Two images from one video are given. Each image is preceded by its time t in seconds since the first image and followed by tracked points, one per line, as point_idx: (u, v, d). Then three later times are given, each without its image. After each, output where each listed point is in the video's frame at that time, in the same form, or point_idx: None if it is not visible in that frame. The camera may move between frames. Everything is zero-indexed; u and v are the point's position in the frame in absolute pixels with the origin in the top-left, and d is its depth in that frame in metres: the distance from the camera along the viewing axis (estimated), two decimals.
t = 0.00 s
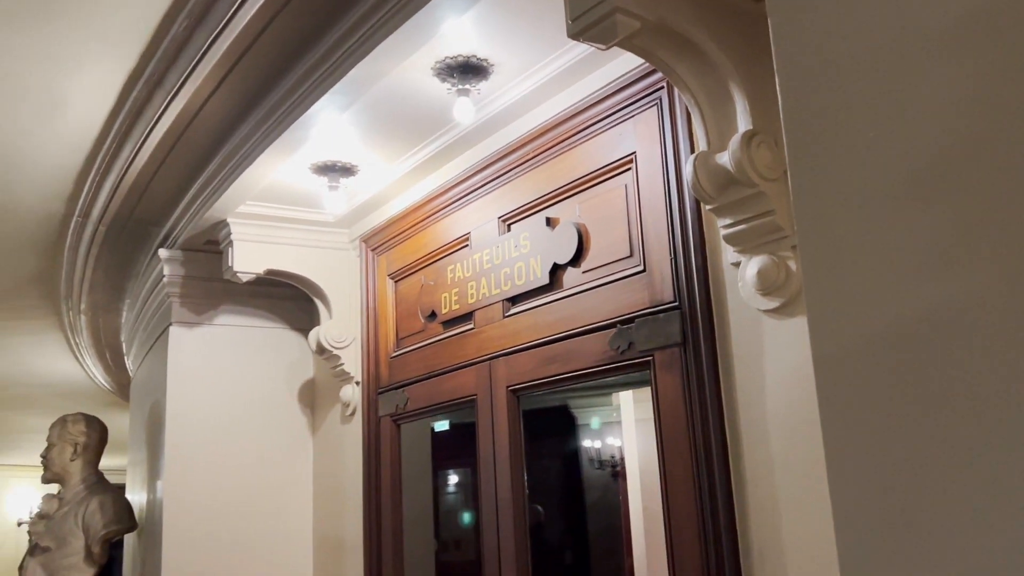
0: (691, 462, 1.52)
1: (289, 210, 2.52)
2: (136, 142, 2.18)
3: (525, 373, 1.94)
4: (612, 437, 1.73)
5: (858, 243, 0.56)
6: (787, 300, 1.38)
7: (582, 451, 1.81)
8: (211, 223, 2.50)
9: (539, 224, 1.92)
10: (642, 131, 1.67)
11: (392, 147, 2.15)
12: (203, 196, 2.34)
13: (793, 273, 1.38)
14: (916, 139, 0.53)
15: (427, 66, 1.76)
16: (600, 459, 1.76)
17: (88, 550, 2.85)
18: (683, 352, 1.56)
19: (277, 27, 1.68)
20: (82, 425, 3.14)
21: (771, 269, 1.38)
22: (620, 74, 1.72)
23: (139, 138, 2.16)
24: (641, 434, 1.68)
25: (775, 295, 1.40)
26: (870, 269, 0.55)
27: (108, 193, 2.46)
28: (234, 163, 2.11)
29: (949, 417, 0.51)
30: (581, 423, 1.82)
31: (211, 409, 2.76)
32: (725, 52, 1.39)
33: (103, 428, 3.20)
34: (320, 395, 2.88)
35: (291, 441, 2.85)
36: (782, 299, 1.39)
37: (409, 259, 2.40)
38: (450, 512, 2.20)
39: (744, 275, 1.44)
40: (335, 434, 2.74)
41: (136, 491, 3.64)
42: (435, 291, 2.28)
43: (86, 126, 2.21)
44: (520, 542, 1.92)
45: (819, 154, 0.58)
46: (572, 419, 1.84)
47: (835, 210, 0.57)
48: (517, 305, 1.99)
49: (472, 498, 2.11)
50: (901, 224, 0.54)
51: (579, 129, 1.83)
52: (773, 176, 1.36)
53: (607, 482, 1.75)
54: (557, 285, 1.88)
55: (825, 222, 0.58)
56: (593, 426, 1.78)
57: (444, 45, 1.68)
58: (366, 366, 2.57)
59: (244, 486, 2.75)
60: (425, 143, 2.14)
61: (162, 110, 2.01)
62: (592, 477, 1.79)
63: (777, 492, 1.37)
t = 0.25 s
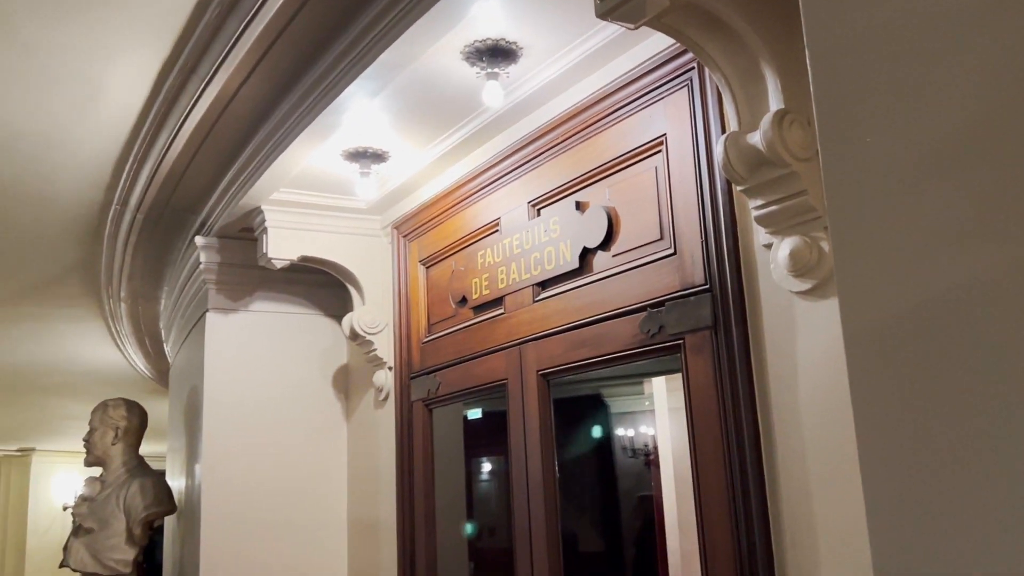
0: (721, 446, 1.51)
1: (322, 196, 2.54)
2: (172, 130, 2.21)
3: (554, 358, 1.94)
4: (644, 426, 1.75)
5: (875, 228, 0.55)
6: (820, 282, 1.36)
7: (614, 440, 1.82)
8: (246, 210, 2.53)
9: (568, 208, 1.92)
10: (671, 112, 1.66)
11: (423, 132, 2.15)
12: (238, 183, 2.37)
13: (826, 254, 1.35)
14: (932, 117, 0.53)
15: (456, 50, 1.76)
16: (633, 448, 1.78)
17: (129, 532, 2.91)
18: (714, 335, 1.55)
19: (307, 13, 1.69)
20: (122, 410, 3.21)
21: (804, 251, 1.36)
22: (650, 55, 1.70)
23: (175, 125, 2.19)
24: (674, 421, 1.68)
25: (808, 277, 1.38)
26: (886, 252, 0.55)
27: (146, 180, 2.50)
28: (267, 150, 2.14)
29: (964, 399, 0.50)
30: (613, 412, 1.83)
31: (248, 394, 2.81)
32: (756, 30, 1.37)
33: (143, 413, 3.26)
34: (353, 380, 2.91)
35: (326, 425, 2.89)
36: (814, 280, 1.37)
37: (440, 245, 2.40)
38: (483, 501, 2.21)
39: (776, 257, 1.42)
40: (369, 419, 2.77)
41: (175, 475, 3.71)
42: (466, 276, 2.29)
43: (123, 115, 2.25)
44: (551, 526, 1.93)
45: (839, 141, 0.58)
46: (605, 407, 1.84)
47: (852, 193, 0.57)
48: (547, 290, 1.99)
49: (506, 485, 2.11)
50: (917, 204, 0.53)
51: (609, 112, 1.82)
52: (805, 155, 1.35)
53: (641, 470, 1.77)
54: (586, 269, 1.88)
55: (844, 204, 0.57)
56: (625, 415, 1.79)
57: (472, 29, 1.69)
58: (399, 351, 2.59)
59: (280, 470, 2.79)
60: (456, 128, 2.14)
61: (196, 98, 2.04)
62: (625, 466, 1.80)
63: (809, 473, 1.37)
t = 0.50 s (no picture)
0: (756, 426, 1.50)
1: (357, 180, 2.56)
2: (209, 114, 2.24)
3: (587, 339, 1.94)
4: (681, 412, 1.74)
5: (901, 209, 0.49)
6: (857, 259, 1.35)
7: (651, 427, 1.81)
8: (283, 194, 2.56)
9: (602, 188, 1.91)
10: (706, 90, 1.64)
11: (456, 114, 2.16)
12: (274, 167, 2.40)
13: (863, 231, 1.34)
14: (975, 84, 0.46)
15: (489, 29, 1.77)
16: (669, 435, 1.77)
17: (171, 511, 2.98)
18: (749, 314, 1.54)
19: None
20: (164, 392, 3.27)
21: (841, 228, 1.35)
22: (684, 32, 1.68)
23: (212, 110, 2.22)
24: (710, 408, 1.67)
25: (845, 255, 1.36)
26: (912, 237, 0.49)
27: (185, 165, 2.54)
28: (303, 134, 2.16)
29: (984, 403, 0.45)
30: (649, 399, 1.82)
31: (285, 377, 2.84)
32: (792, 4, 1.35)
33: (184, 395, 3.33)
34: (389, 361, 2.94)
35: (362, 407, 2.92)
36: (851, 258, 1.35)
37: (473, 227, 2.41)
38: (518, 486, 2.23)
39: (812, 235, 1.41)
40: (404, 401, 2.79)
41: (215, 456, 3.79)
42: (499, 258, 2.29)
43: (162, 100, 2.28)
44: (585, 505, 1.93)
45: (863, 113, 0.52)
46: (641, 394, 1.84)
47: (878, 169, 0.50)
48: (580, 271, 1.98)
49: (541, 471, 2.12)
50: (948, 187, 0.47)
51: (643, 90, 1.80)
52: (842, 131, 1.32)
53: (676, 456, 1.76)
54: (620, 249, 1.87)
55: (866, 182, 0.52)
56: (660, 401, 1.78)
57: (504, 8, 1.68)
58: (433, 334, 2.60)
59: (317, 451, 2.83)
60: (489, 110, 2.14)
61: (233, 81, 2.06)
62: (661, 452, 1.79)
63: (846, 451, 1.35)
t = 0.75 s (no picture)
0: (786, 409, 1.49)
1: (385, 164, 2.58)
2: (239, 99, 2.26)
3: (615, 322, 1.93)
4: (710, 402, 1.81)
5: (931, 179, 0.54)
6: (889, 238, 1.33)
7: (679, 416, 1.88)
8: (312, 179, 2.58)
9: (630, 170, 1.90)
10: (736, 69, 1.63)
11: (483, 97, 2.16)
12: (304, 151, 2.41)
13: (895, 209, 1.32)
14: (999, 63, 0.51)
15: (516, 10, 1.76)
16: (699, 424, 1.85)
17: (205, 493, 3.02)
18: (779, 295, 1.52)
19: None
20: (196, 376, 3.32)
21: (872, 206, 1.33)
22: (714, 10, 1.67)
23: (242, 95, 2.24)
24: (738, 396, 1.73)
25: (876, 233, 1.34)
26: (943, 204, 0.53)
27: (216, 151, 2.57)
28: (331, 118, 2.17)
29: (987, 344, 0.51)
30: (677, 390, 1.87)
31: (316, 361, 2.87)
32: None
33: (216, 379, 3.37)
34: (418, 346, 2.96)
35: (390, 391, 2.94)
36: (883, 237, 1.33)
37: (501, 211, 2.41)
38: (546, 472, 2.23)
39: (844, 214, 1.39)
40: (433, 385, 2.81)
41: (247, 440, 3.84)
42: (526, 242, 2.29)
43: (193, 86, 2.31)
44: (613, 488, 1.93)
45: (895, 91, 0.56)
46: (669, 383, 1.88)
47: (910, 143, 0.55)
48: (608, 253, 1.97)
49: (569, 459, 2.12)
50: (970, 156, 0.52)
51: (671, 70, 1.79)
52: (874, 108, 1.31)
53: (706, 445, 1.85)
54: (648, 231, 1.86)
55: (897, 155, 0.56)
56: (688, 391, 1.85)
57: None
58: (461, 319, 2.61)
59: (347, 434, 2.85)
60: (516, 93, 2.14)
61: (262, 66, 2.08)
62: (690, 441, 1.88)
63: (877, 431, 1.34)
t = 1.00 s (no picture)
0: (817, 390, 1.48)
1: (414, 147, 2.58)
2: (270, 82, 2.28)
3: (644, 303, 1.93)
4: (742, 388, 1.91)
5: (966, 147, 0.57)
6: (923, 214, 1.31)
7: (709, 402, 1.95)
8: (342, 162, 2.60)
9: (659, 150, 1.89)
10: (768, 46, 1.61)
11: (512, 78, 2.16)
12: (335, 133, 2.43)
13: (930, 184, 1.30)
14: None
15: None
16: (728, 409, 1.94)
17: (237, 473, 3.07)
18: (811, 274, 1.51)
19: None
20: (229, 357, 3.36)
21: (907, 181, 1.31)
22: None
23: (273, 77, 2.26)
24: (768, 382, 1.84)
25: (911, 209, 1.33)
26: (979, 172, 0.56)
27: (247, 134, 2.60)
28: (362, 100, 2.18)
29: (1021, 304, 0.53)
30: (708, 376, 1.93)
31: (346, 344, 2.90)
32: None
33: (248, 360, 3.41)
34: (446, 329, 2.97)
35: (420, 373, 2.96)
36: (917, 213, 1.32)
37: (529, 193, 2.41)
38: (574, 458, 2.24)
39: (877, 190, 1.37)
40: (461, 367, 2.82)
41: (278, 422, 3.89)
42: (555, 224, 2.28)
43: (224, 69, 2.33)
44: (642, 469, 1.94)
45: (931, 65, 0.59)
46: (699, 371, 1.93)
47: (944, 114, 0.58)
48: (637, 234, 1.97)
49: (597, 445, 2.13)
50: (1006, 125, 0.55)
51: (702, 48, 1.78)
52: (908, 82, 1.29)
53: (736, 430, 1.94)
54: (677, 211, 1.85)
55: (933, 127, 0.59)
56: (718, 378, 1.92)
57: None
58: (489, 301, 2.62)
59: (377, 416, 2.88)
60: (545, 72, 2.13)
61: (293, 47, 2.10)
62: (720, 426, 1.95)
63: (909, 407, 1.33)
